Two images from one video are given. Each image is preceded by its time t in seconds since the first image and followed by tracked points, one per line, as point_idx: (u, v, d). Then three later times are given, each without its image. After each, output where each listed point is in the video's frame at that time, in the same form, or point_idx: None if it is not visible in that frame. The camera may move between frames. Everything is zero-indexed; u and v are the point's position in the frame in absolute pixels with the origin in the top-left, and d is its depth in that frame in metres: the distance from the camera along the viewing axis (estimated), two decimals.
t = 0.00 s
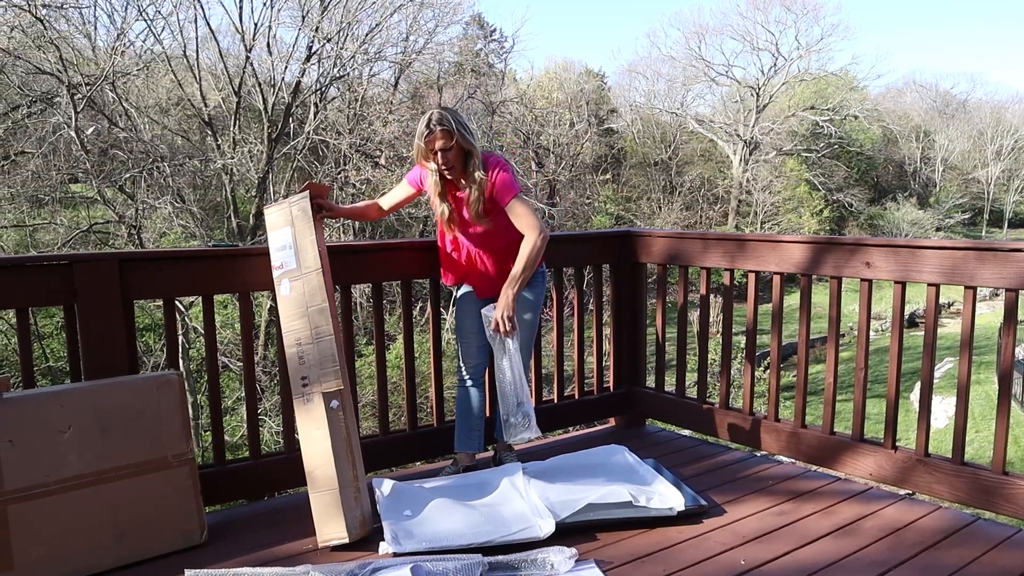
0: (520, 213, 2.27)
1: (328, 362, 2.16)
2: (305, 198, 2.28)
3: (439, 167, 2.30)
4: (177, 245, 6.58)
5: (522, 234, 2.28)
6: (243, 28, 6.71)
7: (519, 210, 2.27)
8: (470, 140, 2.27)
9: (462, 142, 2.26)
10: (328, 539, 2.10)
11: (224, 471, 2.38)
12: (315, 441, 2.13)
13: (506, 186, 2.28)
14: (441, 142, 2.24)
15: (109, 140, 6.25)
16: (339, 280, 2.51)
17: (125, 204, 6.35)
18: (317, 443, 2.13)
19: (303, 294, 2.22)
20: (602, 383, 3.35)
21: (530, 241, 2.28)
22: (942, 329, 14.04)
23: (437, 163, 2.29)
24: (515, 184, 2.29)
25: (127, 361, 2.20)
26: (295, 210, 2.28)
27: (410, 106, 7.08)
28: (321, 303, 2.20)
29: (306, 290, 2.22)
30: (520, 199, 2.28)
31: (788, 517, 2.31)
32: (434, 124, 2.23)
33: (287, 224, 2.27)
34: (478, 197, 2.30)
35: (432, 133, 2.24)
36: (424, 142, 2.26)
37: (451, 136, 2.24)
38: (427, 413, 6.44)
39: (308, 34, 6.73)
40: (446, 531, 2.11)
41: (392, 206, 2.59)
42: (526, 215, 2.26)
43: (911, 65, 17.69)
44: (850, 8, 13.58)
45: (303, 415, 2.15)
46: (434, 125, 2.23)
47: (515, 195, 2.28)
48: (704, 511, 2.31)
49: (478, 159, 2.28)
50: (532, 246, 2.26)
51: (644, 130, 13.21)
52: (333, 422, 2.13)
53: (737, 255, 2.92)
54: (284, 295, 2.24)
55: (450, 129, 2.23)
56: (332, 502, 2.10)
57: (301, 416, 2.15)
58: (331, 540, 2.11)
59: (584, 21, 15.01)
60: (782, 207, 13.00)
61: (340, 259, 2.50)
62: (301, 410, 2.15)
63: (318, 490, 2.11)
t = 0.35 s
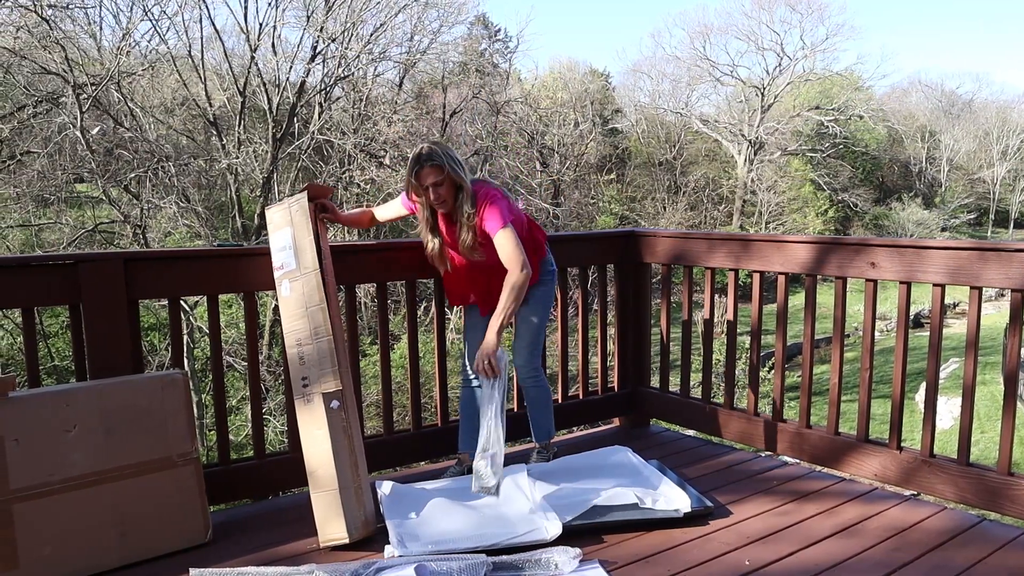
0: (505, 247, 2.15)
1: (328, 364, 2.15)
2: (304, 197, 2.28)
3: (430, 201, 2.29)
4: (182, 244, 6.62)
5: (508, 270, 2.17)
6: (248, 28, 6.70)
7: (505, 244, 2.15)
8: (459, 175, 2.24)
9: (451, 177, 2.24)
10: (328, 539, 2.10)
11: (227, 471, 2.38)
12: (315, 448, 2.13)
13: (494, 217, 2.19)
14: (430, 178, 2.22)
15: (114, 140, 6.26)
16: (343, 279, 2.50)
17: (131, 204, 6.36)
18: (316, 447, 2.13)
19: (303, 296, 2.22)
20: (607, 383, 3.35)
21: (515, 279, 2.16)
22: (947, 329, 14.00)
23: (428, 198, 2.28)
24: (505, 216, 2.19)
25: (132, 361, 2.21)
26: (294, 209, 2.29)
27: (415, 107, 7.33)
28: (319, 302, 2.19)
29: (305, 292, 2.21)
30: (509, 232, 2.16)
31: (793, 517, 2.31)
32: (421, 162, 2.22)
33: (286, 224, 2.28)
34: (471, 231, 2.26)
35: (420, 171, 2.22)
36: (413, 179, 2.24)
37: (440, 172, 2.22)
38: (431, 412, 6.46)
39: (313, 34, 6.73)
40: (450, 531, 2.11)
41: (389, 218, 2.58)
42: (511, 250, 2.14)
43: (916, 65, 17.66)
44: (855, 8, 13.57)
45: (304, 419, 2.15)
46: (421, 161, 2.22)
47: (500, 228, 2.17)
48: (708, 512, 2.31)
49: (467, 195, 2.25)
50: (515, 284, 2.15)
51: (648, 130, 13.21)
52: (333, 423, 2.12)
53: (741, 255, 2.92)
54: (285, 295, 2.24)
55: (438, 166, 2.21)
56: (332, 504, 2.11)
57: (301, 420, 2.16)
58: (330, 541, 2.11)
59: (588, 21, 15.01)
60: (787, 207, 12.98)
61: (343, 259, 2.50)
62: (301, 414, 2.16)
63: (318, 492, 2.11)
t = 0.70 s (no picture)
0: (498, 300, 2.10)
1: (353, 359, 2.22)
2: (338, 197, 2.36)
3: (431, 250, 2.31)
4: (187, 243, 6.63)
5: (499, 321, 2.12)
6: (253, 28, 6.71)
7: (497, 298, 2.11)
8: (458, 228, 2.23)
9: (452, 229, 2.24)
10: (351, 535, 2.11)
11: (232, 471, 2.39)
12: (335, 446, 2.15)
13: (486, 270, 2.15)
14: (429, 232, 2.24)
15: (120, 139, 6.27)
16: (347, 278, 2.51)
17: (136, 203, 6.36)
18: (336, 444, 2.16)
19: (329, 297, 2.26)
20: (611, 382, 3.35)
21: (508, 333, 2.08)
22: (953, 330, 13.95)
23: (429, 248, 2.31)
24: (499, 267, 2.14)
25: (137, 361, 2.21)
26: (325, 206, 2.34)
27: (419, 107, 7.32)
28: (352, 299, 2.26)
29: (335, 291, 2.27)
30: (500, 286, 2.10)
31: (798, 518, 2.30)
32: (421, 216, 2.24)
33: (317, 220, 2.32)
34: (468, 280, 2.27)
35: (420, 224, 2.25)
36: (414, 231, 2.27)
37: (439, 225, 2.23)
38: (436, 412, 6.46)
39: (318, 34, 6.70)
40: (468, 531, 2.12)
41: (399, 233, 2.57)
42: (502, 304, 2.09)
43: (922, 65, 17.63)
44: (861, 8, 13.54)
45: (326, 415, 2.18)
46: (423, 213, 2.25)
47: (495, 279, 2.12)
48: (713, 512, 2.31)
49: (467, 246, 2.24)
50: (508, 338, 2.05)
51: (653, 130, 13.20)
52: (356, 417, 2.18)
53: (747, 255, 2.91)
54: (309, 290, 2.26)
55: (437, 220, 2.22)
56: (356, 499, 2.13)
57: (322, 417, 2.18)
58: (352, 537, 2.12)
59: (593, 21, 15.02)
60: (792, 207, 12.95)
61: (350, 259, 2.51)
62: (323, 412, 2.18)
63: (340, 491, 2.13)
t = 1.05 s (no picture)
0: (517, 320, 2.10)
1: (367, 358, 2.27)
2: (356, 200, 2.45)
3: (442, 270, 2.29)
4: (191, 243, 6.65)
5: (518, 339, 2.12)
6: (258, 28, 6.69)
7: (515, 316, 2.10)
8: (470, 247, 2.22)
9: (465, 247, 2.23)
10: (367, 530, 2.13)
11: (235, 470, 2.39)
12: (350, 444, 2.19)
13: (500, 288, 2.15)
14: (440, 253, 2.22)
15: (124, 139, 6.29)
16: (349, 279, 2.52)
17: (140, 203, 6.37)
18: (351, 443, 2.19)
19: (347, 298, 2.32)
20: (615, 382, 3.35)
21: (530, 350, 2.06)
22: (957, 330, 13.92)
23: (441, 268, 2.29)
24: (513, 284, 2.13)
25: (141, 360, 2.21)
26: (342, 207, 2.42)
27: (423, 107, 7.34)
28: (370, 297, 2.32)
29: (354, 290, 2.33)
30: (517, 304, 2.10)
31: (801, 518, 2.30)
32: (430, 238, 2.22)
33: (336, 219, 2.38)
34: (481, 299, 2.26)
35: (430, 246, 2.23)
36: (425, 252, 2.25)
37: (450, 245, 2.22)
38: (439, 412, 6.47)
39: (322, 34, 6.69)
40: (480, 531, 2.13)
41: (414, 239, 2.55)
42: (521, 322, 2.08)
43: (926, 65, 17.59)
44: (865, 8, 13.51)
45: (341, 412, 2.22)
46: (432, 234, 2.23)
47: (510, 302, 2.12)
48: (717, 512, 2.31)
49: (479, 267, 2.23)
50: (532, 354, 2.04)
51: (657, 130, 13.22)
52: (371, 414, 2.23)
53: (751, 255, 2.91)
54: (327, 288, 2.30)
55: (447, 240, 2.20)
56: (370, 497, 2.14)
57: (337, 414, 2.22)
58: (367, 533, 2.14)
59: (597, 21, 15.05)
60: (796, 207, 12.94)
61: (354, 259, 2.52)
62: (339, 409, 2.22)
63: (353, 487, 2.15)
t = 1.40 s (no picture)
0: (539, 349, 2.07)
1: (375, 354, 2.30)
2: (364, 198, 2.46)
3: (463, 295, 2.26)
4: (193, 239, 6.69)
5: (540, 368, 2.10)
6: (260, 24, 6.64)
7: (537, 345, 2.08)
8: (495, 274, 2.19)
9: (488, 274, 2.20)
10: (372, 525, 2.11)
11: (238, 466, 2.40)
12: (357, 443, 2.20)
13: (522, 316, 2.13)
14: (465, 279, 2.19)
15: (127, 136, 6.31)
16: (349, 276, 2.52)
17: (143, 200, 6.38)
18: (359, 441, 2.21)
19: (354, 296, 2.34)
20: (617, 379, 3.35)
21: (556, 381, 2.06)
22: (960, 328, 13.90)
23: (462, 293, 2.25)
24: (534, 314, 2.12)
25: (144, 356, 2.22)
26: (351, 205, 2.43)
27: (425, 103, 7.36)
28: (378, 295, 2.35)
29: (363, 288, 2.35)
30: (539, 331, 2.08)
31: (803, 515, 2.30)
32: (454, 265, 2.19)
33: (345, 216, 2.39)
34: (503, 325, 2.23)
35: (453, 271, 2.20)
36: (448, 277, 2.21)
37: (475, 272, 2.19)
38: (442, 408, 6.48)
39: (325, 30, 6.64)
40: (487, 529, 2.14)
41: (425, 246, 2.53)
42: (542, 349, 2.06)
43: (930, 61, 17.53)
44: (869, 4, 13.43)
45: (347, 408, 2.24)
46: (455, 260, 2.20)
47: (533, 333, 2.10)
48: (719, 509, 2.31)
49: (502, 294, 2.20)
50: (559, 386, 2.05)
51: (660, 127, 13.20)
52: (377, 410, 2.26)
53: (753, 252, 2.91)
54: (335, 284, 2.31)
55: (471, 268, 2.17)
56: (377, 492, 2.16)
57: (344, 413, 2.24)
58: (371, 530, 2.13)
59: (600, 18, 15.02)
60: (799, 204, 12.93)
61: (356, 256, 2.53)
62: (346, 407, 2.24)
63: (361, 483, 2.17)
